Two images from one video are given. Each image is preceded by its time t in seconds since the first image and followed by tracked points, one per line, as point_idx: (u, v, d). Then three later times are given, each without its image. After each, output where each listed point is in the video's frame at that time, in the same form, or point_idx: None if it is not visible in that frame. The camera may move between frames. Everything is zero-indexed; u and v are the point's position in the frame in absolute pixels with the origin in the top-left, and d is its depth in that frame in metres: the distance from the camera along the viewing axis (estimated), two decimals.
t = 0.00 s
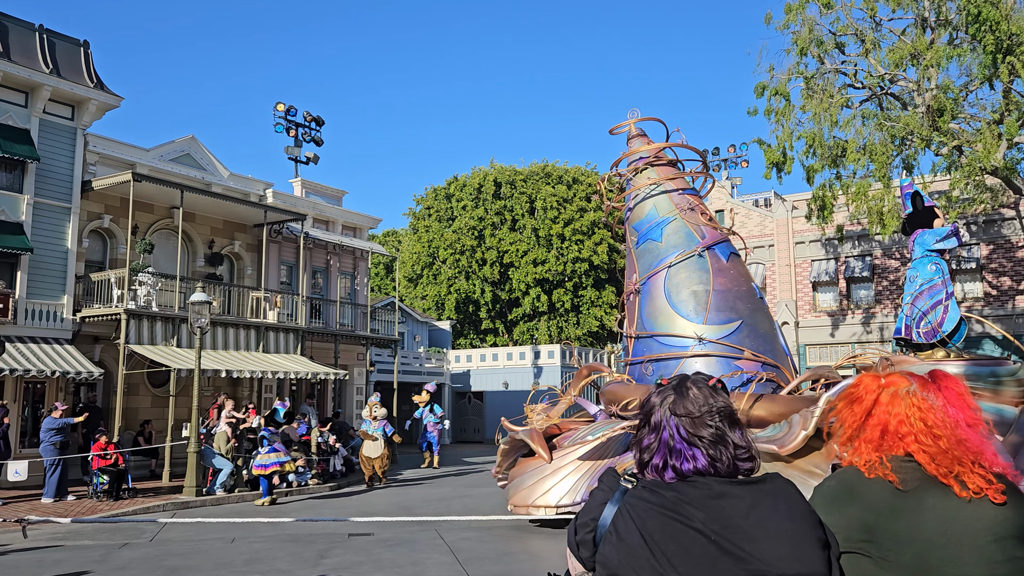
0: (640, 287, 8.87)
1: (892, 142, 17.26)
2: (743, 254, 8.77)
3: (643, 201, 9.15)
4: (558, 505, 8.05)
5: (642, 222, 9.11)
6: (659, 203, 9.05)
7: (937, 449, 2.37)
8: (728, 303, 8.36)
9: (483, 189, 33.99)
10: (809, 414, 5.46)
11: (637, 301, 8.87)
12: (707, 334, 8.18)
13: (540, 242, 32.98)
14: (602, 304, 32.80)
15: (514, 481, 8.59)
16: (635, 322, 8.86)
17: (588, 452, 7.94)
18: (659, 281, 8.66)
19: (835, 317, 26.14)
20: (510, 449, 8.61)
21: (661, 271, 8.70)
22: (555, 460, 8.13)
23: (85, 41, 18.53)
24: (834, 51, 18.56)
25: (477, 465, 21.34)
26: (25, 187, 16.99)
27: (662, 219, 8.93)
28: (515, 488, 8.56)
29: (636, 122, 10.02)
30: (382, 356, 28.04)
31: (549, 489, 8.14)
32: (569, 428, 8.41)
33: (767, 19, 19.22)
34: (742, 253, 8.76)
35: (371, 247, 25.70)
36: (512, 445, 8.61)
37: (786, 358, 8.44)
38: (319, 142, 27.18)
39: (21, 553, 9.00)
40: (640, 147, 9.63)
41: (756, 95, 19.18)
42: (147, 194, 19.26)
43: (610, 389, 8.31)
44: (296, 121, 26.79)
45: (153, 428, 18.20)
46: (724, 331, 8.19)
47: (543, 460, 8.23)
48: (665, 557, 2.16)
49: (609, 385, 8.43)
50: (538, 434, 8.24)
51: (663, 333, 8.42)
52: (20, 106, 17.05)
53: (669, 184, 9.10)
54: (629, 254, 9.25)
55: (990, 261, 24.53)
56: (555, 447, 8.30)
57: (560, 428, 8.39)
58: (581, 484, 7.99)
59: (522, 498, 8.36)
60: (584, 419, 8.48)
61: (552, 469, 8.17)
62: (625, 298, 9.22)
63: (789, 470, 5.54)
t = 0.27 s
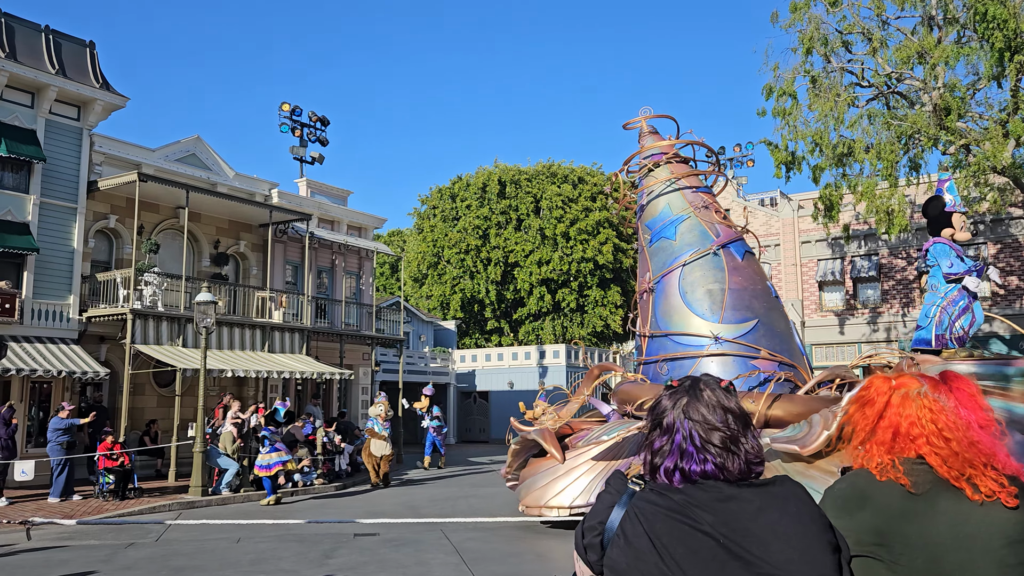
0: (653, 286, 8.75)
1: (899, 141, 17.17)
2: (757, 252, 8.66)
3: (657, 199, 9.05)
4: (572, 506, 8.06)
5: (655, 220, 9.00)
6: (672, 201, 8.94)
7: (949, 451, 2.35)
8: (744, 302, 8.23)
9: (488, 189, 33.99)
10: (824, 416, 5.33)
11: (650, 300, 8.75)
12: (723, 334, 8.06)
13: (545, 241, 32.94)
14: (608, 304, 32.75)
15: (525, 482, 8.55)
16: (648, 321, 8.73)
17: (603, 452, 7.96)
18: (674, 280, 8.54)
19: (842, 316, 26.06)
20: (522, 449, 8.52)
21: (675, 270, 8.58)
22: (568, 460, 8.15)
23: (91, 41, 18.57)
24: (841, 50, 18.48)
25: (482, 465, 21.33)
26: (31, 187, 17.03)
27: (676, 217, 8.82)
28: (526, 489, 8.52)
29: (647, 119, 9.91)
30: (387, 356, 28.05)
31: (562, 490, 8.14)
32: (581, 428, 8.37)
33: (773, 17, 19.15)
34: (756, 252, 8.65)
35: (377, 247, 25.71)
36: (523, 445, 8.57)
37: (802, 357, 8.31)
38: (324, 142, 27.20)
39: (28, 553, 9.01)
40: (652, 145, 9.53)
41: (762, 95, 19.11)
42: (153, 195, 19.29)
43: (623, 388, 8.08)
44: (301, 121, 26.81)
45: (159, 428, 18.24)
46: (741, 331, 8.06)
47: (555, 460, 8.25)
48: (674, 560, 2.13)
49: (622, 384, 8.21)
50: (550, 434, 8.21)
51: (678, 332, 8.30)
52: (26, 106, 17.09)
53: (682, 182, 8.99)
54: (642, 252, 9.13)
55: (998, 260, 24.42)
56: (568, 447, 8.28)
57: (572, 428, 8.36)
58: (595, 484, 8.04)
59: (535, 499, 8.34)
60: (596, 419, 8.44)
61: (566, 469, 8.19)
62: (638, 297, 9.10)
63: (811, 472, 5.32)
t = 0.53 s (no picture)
0: (669, 284, 8.69)
1: (907, 140, 17.08)
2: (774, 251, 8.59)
3: (672, 197, 9.02)
4: (586, 507, 7.91)
5: (670, 218, 8.96)
6: (688, 199, 8.91)
7: (969, 454, 2.30)
8: (761, 300, 8.14)
9: (493, 188, 33.99)
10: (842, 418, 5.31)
11: (666, 298, 8.70)
12: (741, 332, 7.97)
13: (550, 241, 32.88)
14: (613, 304, 32.66)
15: (539, 482, 8.49)
16: (664, 320, 8.67)
17: (618, 452, 7.84)
18: (690, 278, 8.47)
19: (849, 316, 25.93)
20: (534, 449, 8.59)
21: (691, 268, 8.52)
22: (582, 460, 8.10)
23: (97, 42, 18.58)
24: (848, 48, 18.38)
25: (488, 465, 21.29)
26: (37, 187, 17.05)
27: (692, 215, 8.78)
28: (540, 490, 8.45)
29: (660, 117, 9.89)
30: (393, 355, 28.02)
31: (576, 491, 8.01)
32: (593, 427, 8.45)
33: (779, 16, 19.05)
34: (773, 250, 8.58)
35: (382, 246, 25.70)
36: (535, 445, 8.63)
37: (820, 357, 8.20)
38: (330, 142, 27.20)
39: (33, 553, 9.00)
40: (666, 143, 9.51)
41: (769, 94, 19.03)
42: (158, 194, 19.31)
43: (636, 388, 8.04)
44: (306, 121, 26.81)
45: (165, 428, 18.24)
46: (758, 329, 7.96)
47: (570, 460, 8.21)
48: (688, 564, 2.09)
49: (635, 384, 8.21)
50: (564, 434, 8.24)
51: (694, 331, 8.21)
52: (32, 107, 17.11)
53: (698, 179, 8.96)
54: (657, 251, 9.09)
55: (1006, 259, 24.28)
56: (583, 447, 8.33)
57: (585, 427, 8.44)
58: (611, 484, 7.90)
59: (548, 500, 8.22)
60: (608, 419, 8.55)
61: (579, 470, 8.12)
62: (653, 296, 9.05)
63: (834, 473, 5.24)
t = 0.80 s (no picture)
0: (685, 282, 8.60)
1: (915, 138, 16.99)
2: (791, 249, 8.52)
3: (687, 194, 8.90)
4: (602, 507, 7.84)
5: (685, 216, 8.86)
6: (703, 196, 8.81)
7: (988, 458, 2.26)
8: (779, 299, 8.09)
9: (498, 188, 33.98)
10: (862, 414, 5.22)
11: (682, 297, 8.61)
12: (760, 331, 7.91)
13: (555, 240, 32.83)
14: (619, 304, 32.59)
15: (553, 484, 8.41)
16: (679, 319, 8.59)
17: (633, 452, 7.72)
18: (706, 276, 8.39)
19: (856, 315, 25.81)
20: (547, 450, 8.63)
21: (707, 266, 8.44)
22: (597, 460, 8.04)
23: (103, 42, 18.61)
24: (855, 46, 18.30)
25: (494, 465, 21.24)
26: (44, 187, 17.09)
27: (707, 213, 8.68)
28: (554, 491, 8.37)
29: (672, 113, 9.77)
30: (398, 355, 27.99)
31: (592, 492, 7.94)
32: (607, 427, 8.52)
33: (785, 14, 18.96)
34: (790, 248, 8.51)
35: (387, 246, 25.69)
36: (548, 445, 8.67)
37: (838, 355, 8.18)
38: (335, 141, 27.21)
39: (40, 553, 9.01)
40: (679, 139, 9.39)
41: (775, 92, 18.95)
42: (164, 194, 19.34)
43: (651, 388, 7.99)
44: (312, 120, 26.83)
45: (171, 428, 18.24)
46: (777, 328, 7.90)
47: (584, 461, 8.16)
48: (701, 569, 2.05)
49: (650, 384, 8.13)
50: (578, 434, 8.24)
51: (712, 330, 8.14)
52: (39, 107, 17.14)
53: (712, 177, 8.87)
54: (671, 249, 8.99)
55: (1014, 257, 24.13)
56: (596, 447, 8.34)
57: (599, 428, 8.51)
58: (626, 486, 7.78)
59: (562, 501, 8.14)
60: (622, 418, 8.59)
61: (594, 471, 8.04)
62: (667, 294, 8.96)
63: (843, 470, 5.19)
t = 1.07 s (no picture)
0: (700, 280, 8.51)
1: (922, 137, 16.91)
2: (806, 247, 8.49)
3: (702, 191, 8.83)
4: (617, 509, 7.83)
5: (699, 213, 8.77)
6: (718, 193, 8.73)
7: (1007, 460, 2.21)
8: (797, 297, 8.03)
9: (504, 187, 33.96)
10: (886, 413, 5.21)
11: (697, 295, 8.52)
12: (778, 330, 7.83)
13: (561, 240, 32.78)
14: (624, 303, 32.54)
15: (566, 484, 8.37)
16: (694, 316, 8.49)
17: (649, 453, 7.75)
18: (723, 274, 8.29)
19: (862, 315, 25.71)
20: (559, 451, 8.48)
21: (724, 264, 8.34)
22: (612, 461, 8.02)
23: (109, 42, 18.62)
24: (862, 44, 18.22)
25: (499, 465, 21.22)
26: (50, 187, 17.11)
27: (723, 210, 8.61)
28: (567, 491, 8.34)
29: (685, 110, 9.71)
30: (404, 355, 27.97)
31: (607, 493, 7.92)
32: (621, 427, 8.46)
33: (792, 12, 18.88)
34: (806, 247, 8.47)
35: (393, 246, 25.69)
36: (559, 446, 8.50)
37: (855, 353, 8.13)
38: (340, 141, 27.21)
39: (47, 552, 9.01)
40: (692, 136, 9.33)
41: (782, 91, 18.87)
42: (170, 194, 19.35)
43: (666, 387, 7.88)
44: (317, 120, 26.84)
45: (177, 427, 18.27)
46: (796, 326, 7.83)
47: (599, 461, 8.11)
48: (715, 570, 2.02)
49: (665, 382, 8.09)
50: (592, 434, 8.11)
51: (729, 328, 8.05)
52: (45, 107, 17.17)
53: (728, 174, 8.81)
54: (685, 246, 8.90)
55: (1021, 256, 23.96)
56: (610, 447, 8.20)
57: (613, 427, 8.46)
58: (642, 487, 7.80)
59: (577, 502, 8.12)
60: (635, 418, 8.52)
61: (609, 471, 8.03)
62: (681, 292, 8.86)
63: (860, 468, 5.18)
